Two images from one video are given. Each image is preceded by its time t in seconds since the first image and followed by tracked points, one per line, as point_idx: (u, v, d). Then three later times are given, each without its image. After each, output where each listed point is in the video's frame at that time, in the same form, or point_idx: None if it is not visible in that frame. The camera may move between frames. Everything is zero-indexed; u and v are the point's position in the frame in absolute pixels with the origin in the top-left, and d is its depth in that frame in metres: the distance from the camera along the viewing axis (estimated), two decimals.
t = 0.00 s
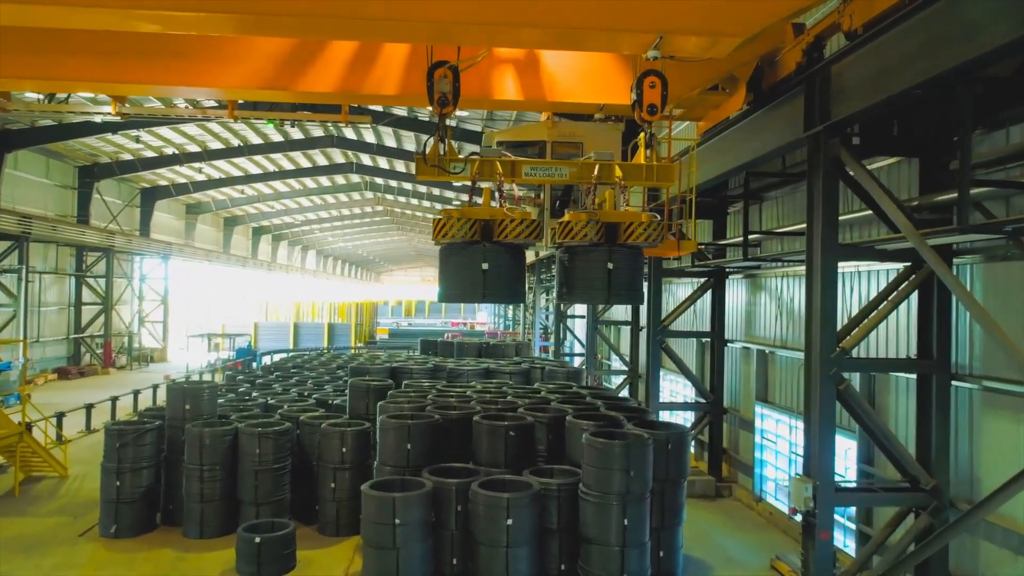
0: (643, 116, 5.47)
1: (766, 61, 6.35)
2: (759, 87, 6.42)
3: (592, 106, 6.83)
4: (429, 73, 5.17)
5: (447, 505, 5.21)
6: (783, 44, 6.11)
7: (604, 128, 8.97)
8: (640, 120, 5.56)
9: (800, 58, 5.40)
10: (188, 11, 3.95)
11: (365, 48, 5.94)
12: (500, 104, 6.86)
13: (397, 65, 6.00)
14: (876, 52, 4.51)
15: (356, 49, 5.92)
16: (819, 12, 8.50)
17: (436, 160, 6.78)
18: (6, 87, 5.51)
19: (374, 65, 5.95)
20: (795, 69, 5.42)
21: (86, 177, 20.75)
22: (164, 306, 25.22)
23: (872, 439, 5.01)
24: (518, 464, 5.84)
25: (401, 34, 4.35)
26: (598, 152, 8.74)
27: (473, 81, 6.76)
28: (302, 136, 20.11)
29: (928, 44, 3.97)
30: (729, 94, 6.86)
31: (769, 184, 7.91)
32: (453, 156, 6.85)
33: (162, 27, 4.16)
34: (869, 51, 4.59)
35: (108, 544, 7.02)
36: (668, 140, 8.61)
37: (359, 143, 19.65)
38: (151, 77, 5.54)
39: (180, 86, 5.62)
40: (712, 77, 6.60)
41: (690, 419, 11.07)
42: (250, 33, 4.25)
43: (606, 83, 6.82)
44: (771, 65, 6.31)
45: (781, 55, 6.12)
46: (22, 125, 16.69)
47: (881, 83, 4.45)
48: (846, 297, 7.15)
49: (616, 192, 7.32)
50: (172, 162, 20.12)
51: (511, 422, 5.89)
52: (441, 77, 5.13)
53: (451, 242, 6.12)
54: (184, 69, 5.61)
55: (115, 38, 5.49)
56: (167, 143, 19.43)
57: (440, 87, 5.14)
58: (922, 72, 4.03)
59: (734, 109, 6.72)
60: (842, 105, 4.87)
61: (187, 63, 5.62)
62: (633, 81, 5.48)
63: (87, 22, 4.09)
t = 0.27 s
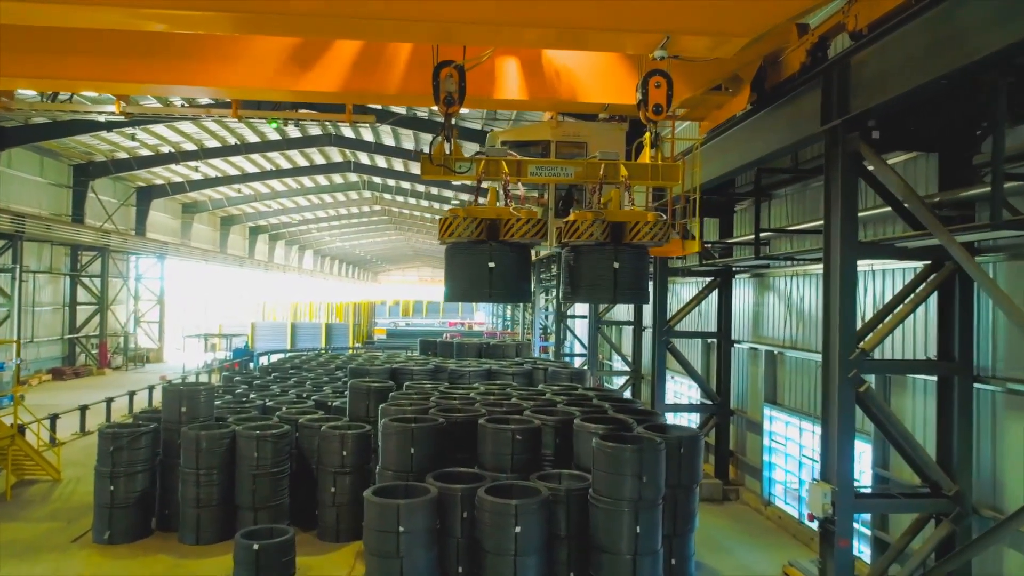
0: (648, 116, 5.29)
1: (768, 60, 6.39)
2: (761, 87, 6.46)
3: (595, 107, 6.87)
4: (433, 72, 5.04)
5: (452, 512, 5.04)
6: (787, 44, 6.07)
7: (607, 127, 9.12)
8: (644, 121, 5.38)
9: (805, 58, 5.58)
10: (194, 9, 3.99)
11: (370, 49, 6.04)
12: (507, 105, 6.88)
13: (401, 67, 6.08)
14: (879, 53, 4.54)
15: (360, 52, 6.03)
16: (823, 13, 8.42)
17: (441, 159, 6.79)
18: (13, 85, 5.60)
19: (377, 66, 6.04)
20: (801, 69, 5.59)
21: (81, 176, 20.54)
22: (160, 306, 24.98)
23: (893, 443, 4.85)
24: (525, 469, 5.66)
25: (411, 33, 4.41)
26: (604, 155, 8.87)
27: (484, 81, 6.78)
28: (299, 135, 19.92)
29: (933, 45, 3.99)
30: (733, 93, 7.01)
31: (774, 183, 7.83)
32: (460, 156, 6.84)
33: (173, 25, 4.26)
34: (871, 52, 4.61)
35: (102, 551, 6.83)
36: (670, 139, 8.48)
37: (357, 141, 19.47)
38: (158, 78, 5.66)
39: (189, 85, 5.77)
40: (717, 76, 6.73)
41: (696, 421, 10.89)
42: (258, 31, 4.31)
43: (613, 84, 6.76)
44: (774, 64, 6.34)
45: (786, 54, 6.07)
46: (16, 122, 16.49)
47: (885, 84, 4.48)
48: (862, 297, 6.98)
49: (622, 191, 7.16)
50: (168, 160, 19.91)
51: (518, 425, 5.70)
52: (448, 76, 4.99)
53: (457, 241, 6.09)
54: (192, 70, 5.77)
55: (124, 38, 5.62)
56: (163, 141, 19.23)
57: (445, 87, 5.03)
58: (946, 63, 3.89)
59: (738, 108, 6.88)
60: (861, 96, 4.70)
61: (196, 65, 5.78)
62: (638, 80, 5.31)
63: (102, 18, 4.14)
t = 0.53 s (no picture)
0: (655, 115, 5.51)
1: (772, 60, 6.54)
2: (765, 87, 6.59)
3: (600, 107, 6.74)
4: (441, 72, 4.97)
5: (459, 520, 4.85)
6: (792, 44, 6.20)
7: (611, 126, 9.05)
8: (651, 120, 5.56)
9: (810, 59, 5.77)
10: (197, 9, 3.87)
11: (376, 49, 5.87)
12: (509, 104, 6.72)
13: (407, 67, 5.89)
14: (884, 56, 4.58)
15: (367, 52, 5.86)
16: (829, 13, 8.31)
17: (448, 159, 6.79)
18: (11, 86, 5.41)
19: (383, 66, 5.87)
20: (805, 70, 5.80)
21: (76, 175, 20.32)
22: (156, 306, 24.77)
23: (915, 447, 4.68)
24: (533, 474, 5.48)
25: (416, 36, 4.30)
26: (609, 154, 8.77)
27: (487, 79, 6.60)
28: (297, 133, 19.73)
29: (939, 47, 4.01)
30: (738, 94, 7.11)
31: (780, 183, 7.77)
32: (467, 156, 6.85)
33: (181, 24, 4.15)
34: (876, 54, 4.64)
35: (96, 558, 6.64)
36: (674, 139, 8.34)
37: (355, 140, 19.30)
38: (160, 77, 5.49)
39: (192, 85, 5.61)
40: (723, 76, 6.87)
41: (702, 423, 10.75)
42: (271, 30, 4.18)
43: (619, 81, 6.63)
44: (779, 63, 6.49)
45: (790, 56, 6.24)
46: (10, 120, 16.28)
47: (890, 86, 4.50)
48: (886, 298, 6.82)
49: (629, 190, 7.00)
50: (164, 159, 19.69)
51: (525, 428, 5.54)
52: (454, 76, 4.93)
53: (466, 241, 6.27)
54: (196, 70, 5.61)
55: (121, 36, 5.43)
56: (159, 139, 19.04)
57: (453, 87, 4.91)
58: (972, 54, 3.75)
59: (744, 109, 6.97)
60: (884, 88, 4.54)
61: (200, 65, 5.62)
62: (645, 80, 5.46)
63: (105, 18, 4.00)
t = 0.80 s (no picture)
0: (662, 115, 5.41)
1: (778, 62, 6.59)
2: (769, 88, 6.59)
3: (606, 107, 6.58)
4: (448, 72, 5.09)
5: (466, 530, 4.66)
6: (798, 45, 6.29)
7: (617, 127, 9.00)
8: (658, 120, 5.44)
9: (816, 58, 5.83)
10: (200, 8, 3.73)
11: (383, 48, 5.70)
12: (513, 105, 6.56)
13: (415, 66, 5.69)
14: (892, 56, 4.57)
15: (374, 51, 5.68)
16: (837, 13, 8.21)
17: (456, 159, 6.66)
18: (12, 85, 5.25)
19: (390, 65, 5.68)
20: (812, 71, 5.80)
21: (70, 173, 20.07)
22: (151, 306, 24.55)
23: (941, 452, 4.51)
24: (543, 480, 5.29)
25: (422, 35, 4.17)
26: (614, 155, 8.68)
27: (493, 78, 6.43)
28: (294, 131, 19.50)
29: (950, 46, 3.99)
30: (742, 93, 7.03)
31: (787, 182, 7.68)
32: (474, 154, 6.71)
33: (189, 24, 3.99)
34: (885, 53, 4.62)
35: (89, 567, 6.44)
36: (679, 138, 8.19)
37: (352, 138, 19.09)
38: (165, 76, 5.34)
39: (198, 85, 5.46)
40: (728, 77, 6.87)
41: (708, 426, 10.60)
42: (285, 32, 4.05)
43: (625, 80, 6.50)
44: (784, 65, 6.53)
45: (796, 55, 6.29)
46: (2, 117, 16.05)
47: (900, 84, 4.48)
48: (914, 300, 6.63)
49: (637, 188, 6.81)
50: (159, 157, 19.49)
51: (535, 432, 5.34)
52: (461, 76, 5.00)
53: (472, 241, 6.17)
54: (202, 70, 5.47)
55: (113, 34, 5.26)
56: (155, 137, 18.85)
57: (461, 87, 5.00)
58: (1003, 44, 3.58)
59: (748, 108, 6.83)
60: (911, 79, 4.37)
61: (205, 65, 5.48)
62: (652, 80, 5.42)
63: (112, 18, 3.86)
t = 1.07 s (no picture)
0: (669, 115, 5.31)
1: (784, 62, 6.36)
2: (775, 88, 6.39)
3: (612, 107, 6.42)
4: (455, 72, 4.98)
5: (476, 539, 4.46)
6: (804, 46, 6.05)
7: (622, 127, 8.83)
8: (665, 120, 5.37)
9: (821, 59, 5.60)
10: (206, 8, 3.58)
11: (394, 49, 5.53)
12: (525, 105, 6.37)
13: (427, 68, 5.57)
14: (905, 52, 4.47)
15: (385, 50, 5.52)
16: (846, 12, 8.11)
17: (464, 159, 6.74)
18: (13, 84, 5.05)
19: (401, 66, 5.54)
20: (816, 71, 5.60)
21: (64, 171, 19.83)
22: (147, 306, 24.30)
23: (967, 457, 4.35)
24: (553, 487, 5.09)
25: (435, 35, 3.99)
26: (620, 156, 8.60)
27: (498, 77, 6.24)
28: (291, 129, 19.28)
29: (971, 42, 3.89)
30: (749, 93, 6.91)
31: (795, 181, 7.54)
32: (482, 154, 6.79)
33: (195, 24, 3.84)
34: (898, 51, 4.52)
35: None
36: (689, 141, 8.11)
37: (350, 136, 18.88)
38: (171, 75, 5.16)
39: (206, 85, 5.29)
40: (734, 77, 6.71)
41: (715, 429, 10.42)
42: (297, 34, 3.91)
43: (633, 79, 6.33)
44: (790, 66, 6.31)
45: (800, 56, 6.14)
46: None
47: (914, 82, 4.38)
48: (936, 302, 6.64)
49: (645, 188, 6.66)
50: (154, 155, 19.24)
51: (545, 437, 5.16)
52: (469, 75, 4.90)
53: (481, 241, 6.18)
54: (209, 69, 5.28)
55: (109, 32, 5.05)
56: (150, 135, 18.63)
57: (468, 86, 4.93)
58: None
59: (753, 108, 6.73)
60: (936, 71, 4.21)
61: (212, 64, 5.28)
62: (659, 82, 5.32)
63: (113, 16, 3.67)
